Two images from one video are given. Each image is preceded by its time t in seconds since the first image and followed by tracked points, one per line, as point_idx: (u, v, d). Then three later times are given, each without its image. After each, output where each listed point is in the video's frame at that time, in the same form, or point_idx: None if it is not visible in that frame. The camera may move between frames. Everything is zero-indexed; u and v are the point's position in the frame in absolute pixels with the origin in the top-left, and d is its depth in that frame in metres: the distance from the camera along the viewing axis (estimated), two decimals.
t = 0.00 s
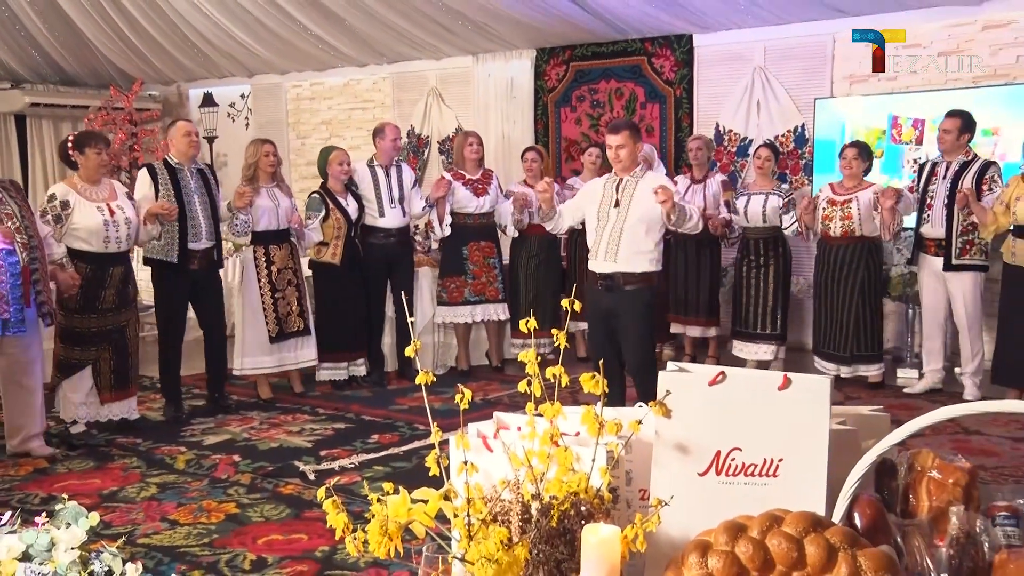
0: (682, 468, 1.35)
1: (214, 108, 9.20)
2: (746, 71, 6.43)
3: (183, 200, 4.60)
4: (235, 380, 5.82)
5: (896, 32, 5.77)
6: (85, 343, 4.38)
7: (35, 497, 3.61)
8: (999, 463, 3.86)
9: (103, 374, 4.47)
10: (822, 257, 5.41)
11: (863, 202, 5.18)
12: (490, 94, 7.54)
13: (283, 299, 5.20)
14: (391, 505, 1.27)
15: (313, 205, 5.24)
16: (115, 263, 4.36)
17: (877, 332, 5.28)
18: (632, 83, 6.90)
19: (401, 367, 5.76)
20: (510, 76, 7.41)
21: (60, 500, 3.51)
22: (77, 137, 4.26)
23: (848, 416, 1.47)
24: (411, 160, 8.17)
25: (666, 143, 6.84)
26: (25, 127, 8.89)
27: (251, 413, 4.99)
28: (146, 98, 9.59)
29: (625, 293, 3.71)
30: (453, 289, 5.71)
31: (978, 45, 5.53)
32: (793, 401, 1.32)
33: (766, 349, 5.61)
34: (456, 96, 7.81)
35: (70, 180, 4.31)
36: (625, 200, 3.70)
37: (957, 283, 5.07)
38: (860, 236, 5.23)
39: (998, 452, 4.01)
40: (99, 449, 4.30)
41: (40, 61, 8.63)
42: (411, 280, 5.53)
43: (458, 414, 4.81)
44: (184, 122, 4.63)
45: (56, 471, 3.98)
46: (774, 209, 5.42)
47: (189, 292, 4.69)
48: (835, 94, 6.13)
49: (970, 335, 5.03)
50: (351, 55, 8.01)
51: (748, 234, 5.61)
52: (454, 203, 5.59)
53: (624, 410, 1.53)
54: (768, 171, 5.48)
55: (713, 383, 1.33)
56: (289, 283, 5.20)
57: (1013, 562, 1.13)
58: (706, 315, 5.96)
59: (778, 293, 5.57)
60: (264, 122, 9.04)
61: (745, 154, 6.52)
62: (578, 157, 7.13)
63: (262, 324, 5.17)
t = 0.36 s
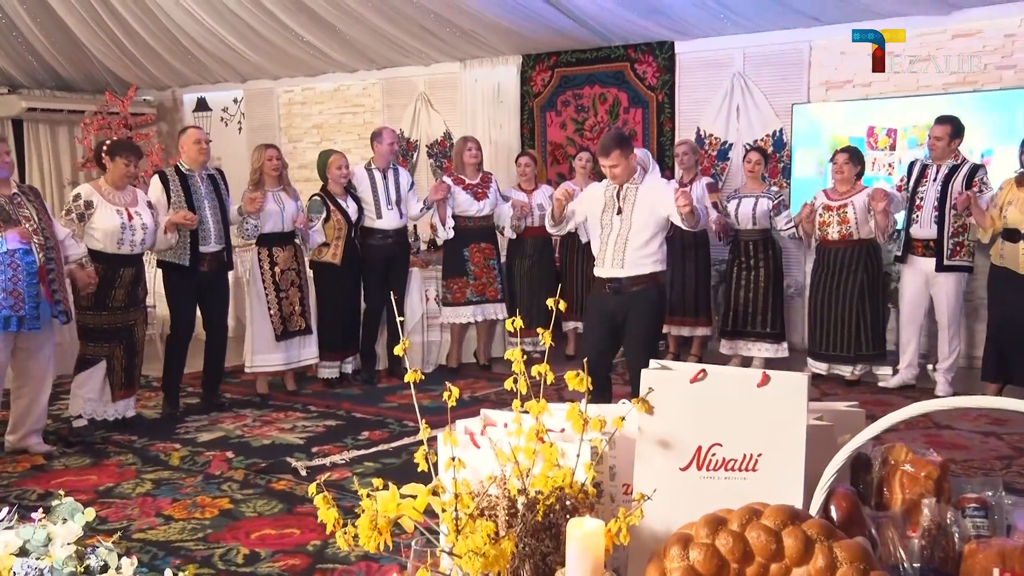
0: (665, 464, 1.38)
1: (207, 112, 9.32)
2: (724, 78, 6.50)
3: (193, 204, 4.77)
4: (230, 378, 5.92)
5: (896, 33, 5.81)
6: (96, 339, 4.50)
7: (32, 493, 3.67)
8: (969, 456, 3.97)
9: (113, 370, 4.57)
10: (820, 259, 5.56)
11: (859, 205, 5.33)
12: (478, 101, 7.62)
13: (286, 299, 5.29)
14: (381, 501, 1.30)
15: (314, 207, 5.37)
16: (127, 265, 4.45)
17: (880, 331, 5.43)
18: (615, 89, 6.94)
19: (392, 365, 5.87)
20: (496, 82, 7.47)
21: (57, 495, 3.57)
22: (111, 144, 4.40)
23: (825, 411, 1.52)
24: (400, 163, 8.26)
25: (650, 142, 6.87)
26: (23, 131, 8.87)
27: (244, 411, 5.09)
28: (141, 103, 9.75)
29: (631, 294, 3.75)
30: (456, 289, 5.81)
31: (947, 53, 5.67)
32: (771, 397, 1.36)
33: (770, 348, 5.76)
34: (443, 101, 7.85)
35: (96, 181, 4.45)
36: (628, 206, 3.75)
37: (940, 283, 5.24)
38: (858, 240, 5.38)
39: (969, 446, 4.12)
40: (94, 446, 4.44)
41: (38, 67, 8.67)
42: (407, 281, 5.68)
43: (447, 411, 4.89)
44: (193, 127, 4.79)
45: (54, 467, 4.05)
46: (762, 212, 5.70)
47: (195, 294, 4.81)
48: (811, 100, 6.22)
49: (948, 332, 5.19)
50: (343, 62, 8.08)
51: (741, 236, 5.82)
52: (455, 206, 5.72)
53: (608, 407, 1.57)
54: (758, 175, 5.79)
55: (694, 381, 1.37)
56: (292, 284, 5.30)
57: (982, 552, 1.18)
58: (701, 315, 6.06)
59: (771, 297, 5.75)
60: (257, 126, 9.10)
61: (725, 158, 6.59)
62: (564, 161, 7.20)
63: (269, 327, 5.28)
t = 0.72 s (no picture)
0: (649, 458, 1.42)
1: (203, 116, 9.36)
2: (706, 83, 6.59)
3: (194, 207, 4.81)
4: (226, 375, 5.98)
5: (896, 33, 5.80)
6: (96, 335, 4.51)
7: (32, 488, 3.71)
8: (943, 449, 4.04)
9: (113, 367, 4.60)
10: (805, 260, 5.59)
11: (840, 205, 5.37)
12: (467, 106, 7.67)
13: (280, 296, 5.33)
14: (372, 495, 1.33)
15: (312, 208, 5.38)
16: (128, 264, 4.49)
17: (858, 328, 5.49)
18: (601, 93, 7.02)
19: (384, 362, 5.87)
20: (486, 86, 7.53)
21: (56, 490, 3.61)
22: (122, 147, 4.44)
23: (804, 407, 1.56)
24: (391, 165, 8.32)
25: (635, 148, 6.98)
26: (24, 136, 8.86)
27: (239, 407, 5.15)
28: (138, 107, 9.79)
29: (624, 291, 3.79)
30: (450, 288, 5.88)
31: (919, 62, 5.80)
32: (752, 393, 1.40)
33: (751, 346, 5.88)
34: (433, 105, 7.94)
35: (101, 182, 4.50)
36: (616, 203, 3.78)
37: (918, 280, 5.34)
38: (838, 239, 5.44)
39: (943, 439, 4.19)
40: (94, 442, 4.47)
41: (37, 72, 8.73)
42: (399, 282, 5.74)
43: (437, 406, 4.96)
44: (197, 131, 4.79)
45: (53, 463, 4.09)
46: (748, 212, 5.80)
47: (196, 296, 4.88)
48: (790, 105, 6.31)
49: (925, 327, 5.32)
50: (335, 67, 8.13)
51: (725, 236, 5.87)
52: (449, 207, 5.81)
53: (594, 403, 1.61)
54: (744, 176, 5.84)
55: (677, 377, 1.41)
56: (287, 283, 5.33)
57: (953, 541, 1.22)
58: (687, 311, 6.14)
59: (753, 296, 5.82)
60: (252, 129, 9.16)
61: (707, 161, 6.68)
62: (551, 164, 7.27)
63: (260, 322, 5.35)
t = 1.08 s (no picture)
0: (634, 452, 1.46)
1: (197, 118, 9.39)
2: (688, 86, 6.64)
3: (186, 209, 4.85)
4: (220, 371, 6.03)
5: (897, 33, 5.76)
6: (90, 334, 4.56)
7: (31, 482, 3.75)
8: (916, 440, 4.12)
9: (106, 365, 4.66)
10: (781, 259, 5.77)
11: (813, 205, 5.55)
12: (456, 109, 7.72)
13: (270, 295, 5.39)
14: (363, 488, 1.35)
15: (301, 209, 5.40)
16: (120, 264, 4.55)
17: (831, 325, 5.64)
18: (586, 96, 7.08)
19: (374, 358, 5.99)
20: (475, 88, 7.57)
21: (55, 484, 3.65)
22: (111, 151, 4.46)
23: (784, 401, 1.60)
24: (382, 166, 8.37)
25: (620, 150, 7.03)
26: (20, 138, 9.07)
27: (233, 402, 5.20)
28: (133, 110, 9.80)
29: (603, 289, 3.83)
30: (437, 286, 5.96)
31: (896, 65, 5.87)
32: (733, 388, 1.43)
33: (725, 342, 5.99)
34: (423, 108, 7.98)
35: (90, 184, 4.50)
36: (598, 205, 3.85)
37: (890, 280, 5.46)
38: (812, 237, 5.60)
39: (916, 432, 4.26)
40: (91, 437, 4.51)
41: (34, 75, 8.79)
42: (388, 281, 5.80)
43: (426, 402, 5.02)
44: (190, 135, 4.83)
45: (51, 457, 4.13)
46: (726, 212, 5.93)
47: (186, 292, 4.91)
48: (770, 108, 6.36)
49: (897, 325, 5.43)
50: (328, 70, 8.18)
51: (702, 234, 6.03)
52: (435, 207, 5.90)
53: (580, 398, 1.65)
54: (723, 178, 5.97)
55: (661, 372, 1.44)
56: (278, 282, 5.40)
57: (926, 530, 1.26)
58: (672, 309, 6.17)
59: (732, 290, 5.96)
60: (246, 131, 9.21)
61: (690, 162, 6.73)
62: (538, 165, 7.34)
63: (250, 318, 5.37)
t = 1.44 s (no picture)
0: (617, 445, 1.49)
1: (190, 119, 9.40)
2: (672, 87, 6.76)
3: (162, 209, 4.86)
4: (212, 367, 6.09)
5: (895, 33, 5.80)
6: (67, 334, 4.61)
7: (27, 476, 3.78)
8: (889, 432, 4.20)
9: (87, 364, 4.74)
10: (743, 254, 5.85)
11: (777, 206, 5.63)
12: (443, 110, 7.83)
13: (250, 295, 5.44)
14: (353, 481, 1.38)
15: (283, 208, 5.50)
16: (95, 264, 4.59)
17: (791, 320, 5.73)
18: (570, 97, 7.19)
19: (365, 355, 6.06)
20: (462, 90, 7.69)
21: (51, 478, 3.68)
22: (80, 149, 4.46)
23: (762, 394, 1.64)
24: (371, 166, 8.41)
25: (603, 149, 7.13)
26: (16, 139, 9.11)
27: (226, 398, 5.24)
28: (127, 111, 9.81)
29: (567, 285, 4.07)
30: (412, 284, 6.06)
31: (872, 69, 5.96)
32: (713, 382, 1.47)
33: (698, 336, 6.05)
34: (412, 109, 8.03)
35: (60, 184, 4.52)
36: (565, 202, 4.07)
37: (856, 276, 5.57)
38: (774, 237, 5.68)
39: (889, 424, 4.33)
40: (86, 432, 4.54)
41: (30, 78, 8.83)
42: (371, 276, 5.83)
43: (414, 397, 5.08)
44: (168, 136, 4.85)
45: (47, 452, 4.16)
46: (699, 210, 5.95)
47: (165, 288, 4.94)
48: (750, 109, 6.48)
49: (867, 321, 5.51)
50: (318, 72, 8.21)
51: (674, 231, 6.08)
52: (412, 206, 5.97)
53: (564, 393, 1.68)
54: (695, 177, 5.98)
55: (643, 367, 1.47)
56: (257, 281, 5.44)
57: (900, 520, 1.30)
58: (642, 304, 6.32)
59: (703, 289, 6.02)
60: (237, 132, 9.24)
61: (672, 162, 6.87)
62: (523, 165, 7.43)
63: (229, 316, 5.42)
